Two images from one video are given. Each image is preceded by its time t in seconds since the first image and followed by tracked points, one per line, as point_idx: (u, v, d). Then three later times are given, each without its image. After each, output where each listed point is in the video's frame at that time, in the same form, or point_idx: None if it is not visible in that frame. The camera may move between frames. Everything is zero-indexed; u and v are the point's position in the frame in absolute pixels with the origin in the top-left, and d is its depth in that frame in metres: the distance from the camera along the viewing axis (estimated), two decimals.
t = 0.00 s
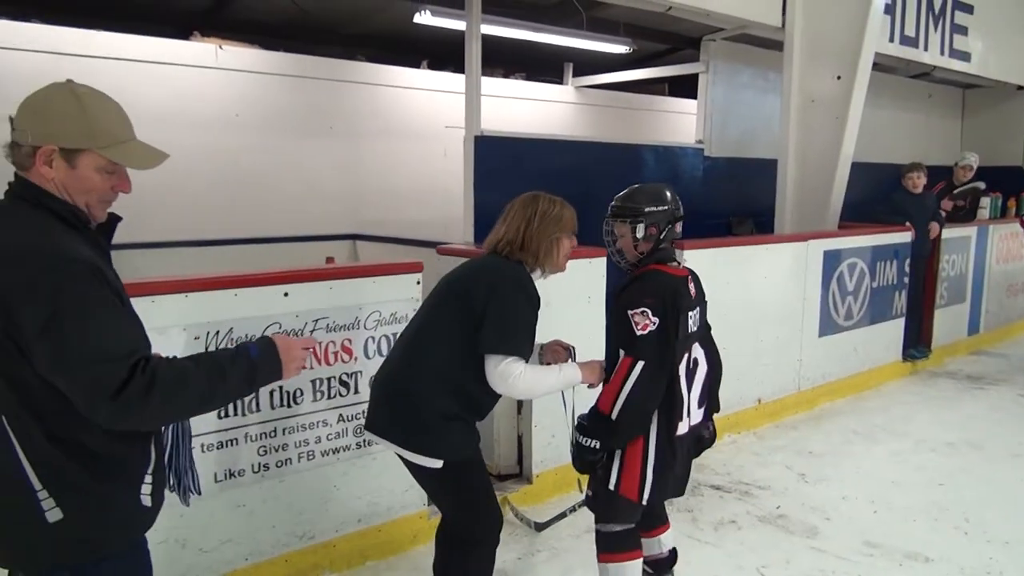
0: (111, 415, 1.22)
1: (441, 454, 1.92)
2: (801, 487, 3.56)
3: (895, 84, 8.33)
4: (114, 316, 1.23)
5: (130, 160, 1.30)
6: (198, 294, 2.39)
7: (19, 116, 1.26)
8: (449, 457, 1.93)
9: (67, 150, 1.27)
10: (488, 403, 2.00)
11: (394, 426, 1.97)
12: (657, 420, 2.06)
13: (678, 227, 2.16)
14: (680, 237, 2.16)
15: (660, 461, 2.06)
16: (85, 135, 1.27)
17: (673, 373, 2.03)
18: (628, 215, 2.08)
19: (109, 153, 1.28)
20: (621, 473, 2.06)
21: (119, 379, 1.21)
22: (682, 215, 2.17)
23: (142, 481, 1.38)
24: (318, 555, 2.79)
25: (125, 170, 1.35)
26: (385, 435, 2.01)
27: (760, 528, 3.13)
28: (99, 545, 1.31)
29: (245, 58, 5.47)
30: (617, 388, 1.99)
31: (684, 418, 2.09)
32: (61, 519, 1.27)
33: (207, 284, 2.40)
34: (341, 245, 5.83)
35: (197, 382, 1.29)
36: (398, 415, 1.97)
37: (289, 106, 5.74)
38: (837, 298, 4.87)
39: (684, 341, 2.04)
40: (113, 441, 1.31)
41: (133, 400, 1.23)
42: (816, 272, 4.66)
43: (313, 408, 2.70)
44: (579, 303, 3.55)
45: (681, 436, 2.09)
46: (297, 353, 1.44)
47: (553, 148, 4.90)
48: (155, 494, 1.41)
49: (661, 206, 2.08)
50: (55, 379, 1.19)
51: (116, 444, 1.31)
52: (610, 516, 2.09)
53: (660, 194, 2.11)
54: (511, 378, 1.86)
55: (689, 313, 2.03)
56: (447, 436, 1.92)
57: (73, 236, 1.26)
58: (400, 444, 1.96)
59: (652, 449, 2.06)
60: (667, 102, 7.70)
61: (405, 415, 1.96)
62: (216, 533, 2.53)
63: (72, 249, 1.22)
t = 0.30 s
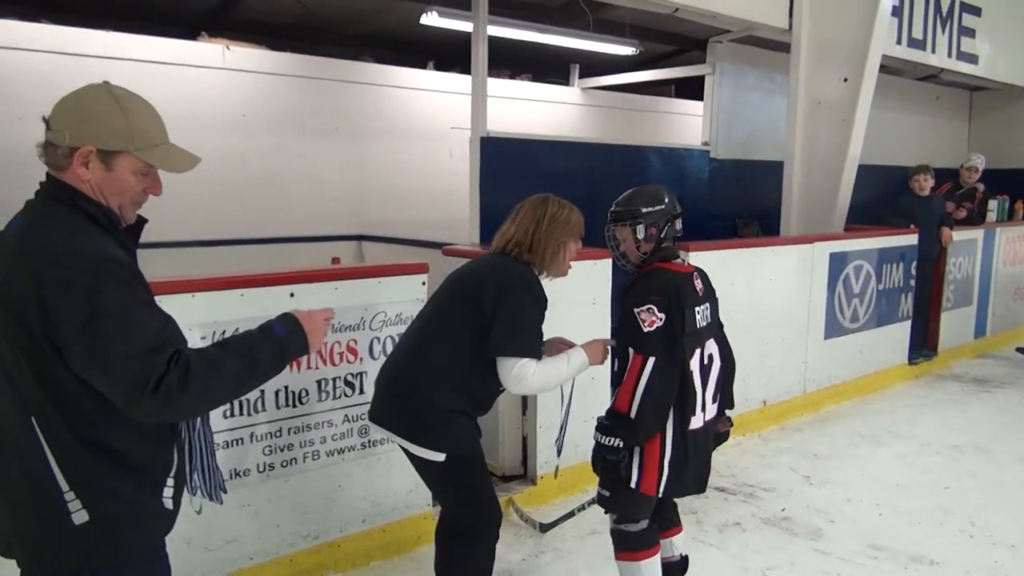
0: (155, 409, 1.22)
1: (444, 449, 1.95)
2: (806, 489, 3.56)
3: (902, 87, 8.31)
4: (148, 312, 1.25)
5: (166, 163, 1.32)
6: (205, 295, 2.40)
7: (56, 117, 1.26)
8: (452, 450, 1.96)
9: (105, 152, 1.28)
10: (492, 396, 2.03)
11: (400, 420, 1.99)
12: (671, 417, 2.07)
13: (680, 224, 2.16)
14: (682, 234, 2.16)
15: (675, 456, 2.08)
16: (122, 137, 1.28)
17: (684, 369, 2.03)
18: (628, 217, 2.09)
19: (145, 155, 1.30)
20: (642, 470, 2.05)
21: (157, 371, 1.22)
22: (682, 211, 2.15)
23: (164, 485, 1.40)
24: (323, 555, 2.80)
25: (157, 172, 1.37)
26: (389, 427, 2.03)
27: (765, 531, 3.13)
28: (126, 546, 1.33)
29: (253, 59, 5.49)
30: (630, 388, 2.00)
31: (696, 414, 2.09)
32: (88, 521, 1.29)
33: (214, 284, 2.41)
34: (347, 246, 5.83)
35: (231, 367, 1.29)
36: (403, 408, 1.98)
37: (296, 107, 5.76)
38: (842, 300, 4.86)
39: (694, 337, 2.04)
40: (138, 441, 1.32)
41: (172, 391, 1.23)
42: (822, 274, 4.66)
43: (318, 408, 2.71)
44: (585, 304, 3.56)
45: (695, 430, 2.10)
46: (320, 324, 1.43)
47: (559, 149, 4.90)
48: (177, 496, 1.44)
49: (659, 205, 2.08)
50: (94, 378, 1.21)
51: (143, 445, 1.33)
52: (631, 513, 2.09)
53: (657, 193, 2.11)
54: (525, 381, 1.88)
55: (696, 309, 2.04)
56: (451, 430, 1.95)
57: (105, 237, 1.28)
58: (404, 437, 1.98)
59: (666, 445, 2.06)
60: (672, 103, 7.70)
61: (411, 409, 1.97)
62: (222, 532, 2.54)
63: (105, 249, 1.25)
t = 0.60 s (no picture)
0: (190, 401, 1.27)
1: (442, 444, 1.96)
2: (805, 488, 3.56)
3: (902, 86, 8.31)
4: (174, 307, 1.28)
5: (192, 164, 1.35)
6: (206, 292, 2.41)
7: (87, 115, 1.28)
8: (449, 445, 1.96)
9: (134, 151, 1.30)
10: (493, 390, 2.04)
11: (400, 415, 2.01)
12: (664, 417, 2.06)
13: (683, 223, 2.15)
14: (683, 233, 2.15)
15: (670, 458, 2.07)
16: (151, 137, 1.30)
17: (677, 369, 2.03)
18: (628, 217, 2.10)
19: (174, 155, 1.33)
20: (631, 469, 2.08)
21: (190, 366, 1.26)
22: (685, 211, 2.15)
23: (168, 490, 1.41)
24: (322, 553, 2.81)
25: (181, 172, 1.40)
26: (391, 422, 2.05)
27: (765, 529, 3.14)
28: (130, 549, 1.33)
29: (254, 57, 5.49)
30: (618, 386, 2.01)
31: (692, 415, 2.08)
32: (94, 522, 1.29)
33: (216, 281, 2.42)
34: (347, 244, 5.82)
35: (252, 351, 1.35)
36: (402, 403, 2.01)
37: (296, 105, 5.76)
38: (842, 300, 4.86)
39: (689, 338, 2.03)
40: (148, 441, 1.33)
41: (205, 383, 1.28)
42: (822, 273, 4.66)
43: (317, 406, 2.71)
44: (585, 303, 3.56)
45: (692, 434, 2.09)
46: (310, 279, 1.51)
47: (560, 148, 4.91)
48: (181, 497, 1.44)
49: (659, 204, 2.08)
50: (124, 374, 1.23)
51: (154, 445, 1.34)
52: (622, 513, 2.10)
53: (659, 192, 2.11)
54: (520, 378, 1.88)
55: (693, 309, 2.03)
56: (451, 427, 1.96)
57: (129, 235, 1.30)
58: (404, 432, 2.00)
59: (658, 444, 2.07)
60: (673, 103, 7.70)
61: (411, 404, 1.99)
62: (222, 530, 2.55)
63: (133, 246, 1.26)
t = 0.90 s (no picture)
0: (179, 390, 1.28)
1: (429, 443, 1.97)
2: (795, 487, 3.58)
3: (892, 86, 8.36)
4: (159, 300, 1.28)
5: (174, 160, 1.36)
6: (196, 293, 2.40)
7: (69, 116, 1.28)
8: (438, 445, 1.97)
9: (116, 149, 1.30)
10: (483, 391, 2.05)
11: (389, 415, 2.01)
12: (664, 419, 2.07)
13: (685, 225, 2.16)
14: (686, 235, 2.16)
15: (669, 459, 2.08)
16: (133, 135, 1.31)
17: (679, 371, 2.04)
18: (632, 216, 2.09)
19: (157, 152, 1.33)
20: (629, 468, 2.09)
21: (177, 355, 1.27)
22: (689, 214, 2.16)
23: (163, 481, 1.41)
24: (313, 553, 2.81)
25: (165, 171, 1.40)
26: (381, 422, 2.05)
27: (755, 528, 3.15)
28: (126, 544, 1.34)
29: (245, 57, 5.48)
30: (621, 389, 2.01)
31: (692, 416, 2.10)
32: (90, 517, 1.29)
33: (206, 282, 2.42)
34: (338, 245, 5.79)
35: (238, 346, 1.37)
36: (392, 402, 2.01)
37: (288, 105, 5.75)
38: (833, 299, 4.89)
39: (691, 340, 2.04)
40: (143, 436, 1.33)
41: (193, 372, 1.29)
42: (812, 273, 4.68)
43: (308, 406, 2.71)
44: (576, 303, 3.57)
45: (691, 434, 2.11)
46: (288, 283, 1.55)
47: (551, 148, 4.91)
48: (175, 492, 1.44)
49: (665, 206, 2.08)
50: (111, 369, 1.23)
51: (148, 442, 1.34)
52: (619, 511, 2.11)
53: (664, 193, 2.11)
54: (501, 377, 1.88)
55: (695, 312, 2.04)
56: (438, 425, 1.96)
57: (113, 231, 1.30)
58: (394, 432, 2.00)
59: (658, 446, 2.08)
60: (665, 103, 7.72)
61: (401, 403, 1.99)
62: (213, 531, 2.55)
63: (117, 242, 1.26)
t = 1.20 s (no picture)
0: (124, 387, 1.25)
1: (406, 444, 1.97)
2: (772, 485, 3.61)
3: (868, 87, 8.45)
4: (116, 299, 1.27)
5: (109, 129, 1.34)
6: (171, 296, 2.38)
7: None
8: (414, 445, 1.98)
9: (50, 139, 1.29)
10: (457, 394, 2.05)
11: (365, 416, 2.01)
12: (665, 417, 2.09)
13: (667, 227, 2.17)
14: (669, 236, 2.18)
15: (668, 456, 2.10)
16: (58, 119, 1.29)
17: (680, 370, 2.07)
18: (619, 219, 2.09)
19: (91, 128, 1.32)
20: (630, 467, 2.07)
21: (127, 350, 1.24)
22: (670, 216, 2.17)
23: (130, 477, 1.41)
24: (291, 556, 2.79)
25: (110, 145, 1.39)
26: (358, 425, 2.05)
27: (732, 526, 3.18)
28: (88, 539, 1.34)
29: (222, 57, 5.44)
30: (634, 392, 2.00)
31: (689, 413, 2.14)
32: (53, 512, 1.29)
33: (183, 284, 2.40)
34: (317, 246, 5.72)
35: (196, 355, 1.34)
36: (368, 403, 2.02)
37: (265, 105, 5.71)
38: (809, 298, 4.94)
39: (687, 338, 2.08)
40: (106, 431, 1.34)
41: (143, 370, 1.26)
42: (789, 273, 4.72)
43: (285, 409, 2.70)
44: (555, 304, 3.58)
45: (686, 429, 2.14)
46: (269, 314, 1.49)
47: (529, 149, 4.92)
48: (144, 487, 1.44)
49: (650, 208, 2.09)
50: (64, 364, 1.22)
51: (110, 438, 1.35)
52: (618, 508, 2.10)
53: (647, 196, 2.11)
54: (469, 375, 1.88)
55: (688, 310, 2.09)
56: (414, 425, 1.97)
57: (74, 230, 1.29)
58: (371, 434, 2.00)
59: (658, 444, 2.09)
60: (644, 104, 7.76)
61: (376, 403, 2.00)
62: (188, 534, 2.53)
63: (77, 241, 1.26)
